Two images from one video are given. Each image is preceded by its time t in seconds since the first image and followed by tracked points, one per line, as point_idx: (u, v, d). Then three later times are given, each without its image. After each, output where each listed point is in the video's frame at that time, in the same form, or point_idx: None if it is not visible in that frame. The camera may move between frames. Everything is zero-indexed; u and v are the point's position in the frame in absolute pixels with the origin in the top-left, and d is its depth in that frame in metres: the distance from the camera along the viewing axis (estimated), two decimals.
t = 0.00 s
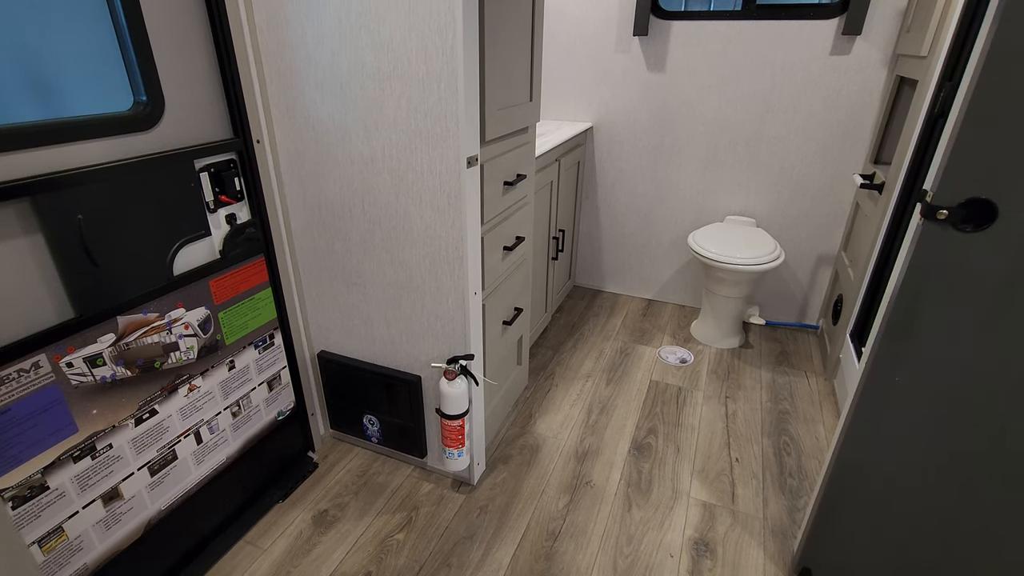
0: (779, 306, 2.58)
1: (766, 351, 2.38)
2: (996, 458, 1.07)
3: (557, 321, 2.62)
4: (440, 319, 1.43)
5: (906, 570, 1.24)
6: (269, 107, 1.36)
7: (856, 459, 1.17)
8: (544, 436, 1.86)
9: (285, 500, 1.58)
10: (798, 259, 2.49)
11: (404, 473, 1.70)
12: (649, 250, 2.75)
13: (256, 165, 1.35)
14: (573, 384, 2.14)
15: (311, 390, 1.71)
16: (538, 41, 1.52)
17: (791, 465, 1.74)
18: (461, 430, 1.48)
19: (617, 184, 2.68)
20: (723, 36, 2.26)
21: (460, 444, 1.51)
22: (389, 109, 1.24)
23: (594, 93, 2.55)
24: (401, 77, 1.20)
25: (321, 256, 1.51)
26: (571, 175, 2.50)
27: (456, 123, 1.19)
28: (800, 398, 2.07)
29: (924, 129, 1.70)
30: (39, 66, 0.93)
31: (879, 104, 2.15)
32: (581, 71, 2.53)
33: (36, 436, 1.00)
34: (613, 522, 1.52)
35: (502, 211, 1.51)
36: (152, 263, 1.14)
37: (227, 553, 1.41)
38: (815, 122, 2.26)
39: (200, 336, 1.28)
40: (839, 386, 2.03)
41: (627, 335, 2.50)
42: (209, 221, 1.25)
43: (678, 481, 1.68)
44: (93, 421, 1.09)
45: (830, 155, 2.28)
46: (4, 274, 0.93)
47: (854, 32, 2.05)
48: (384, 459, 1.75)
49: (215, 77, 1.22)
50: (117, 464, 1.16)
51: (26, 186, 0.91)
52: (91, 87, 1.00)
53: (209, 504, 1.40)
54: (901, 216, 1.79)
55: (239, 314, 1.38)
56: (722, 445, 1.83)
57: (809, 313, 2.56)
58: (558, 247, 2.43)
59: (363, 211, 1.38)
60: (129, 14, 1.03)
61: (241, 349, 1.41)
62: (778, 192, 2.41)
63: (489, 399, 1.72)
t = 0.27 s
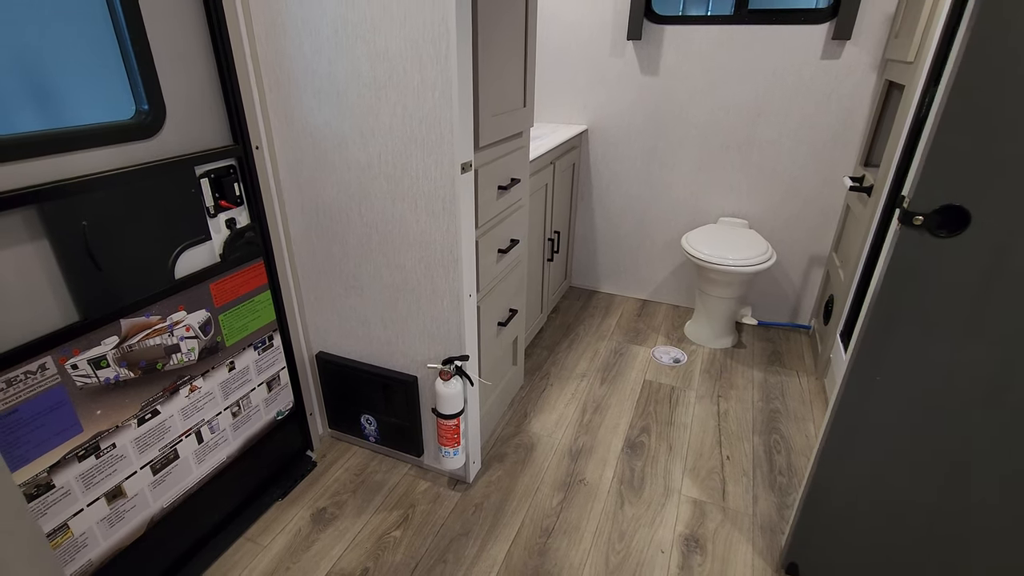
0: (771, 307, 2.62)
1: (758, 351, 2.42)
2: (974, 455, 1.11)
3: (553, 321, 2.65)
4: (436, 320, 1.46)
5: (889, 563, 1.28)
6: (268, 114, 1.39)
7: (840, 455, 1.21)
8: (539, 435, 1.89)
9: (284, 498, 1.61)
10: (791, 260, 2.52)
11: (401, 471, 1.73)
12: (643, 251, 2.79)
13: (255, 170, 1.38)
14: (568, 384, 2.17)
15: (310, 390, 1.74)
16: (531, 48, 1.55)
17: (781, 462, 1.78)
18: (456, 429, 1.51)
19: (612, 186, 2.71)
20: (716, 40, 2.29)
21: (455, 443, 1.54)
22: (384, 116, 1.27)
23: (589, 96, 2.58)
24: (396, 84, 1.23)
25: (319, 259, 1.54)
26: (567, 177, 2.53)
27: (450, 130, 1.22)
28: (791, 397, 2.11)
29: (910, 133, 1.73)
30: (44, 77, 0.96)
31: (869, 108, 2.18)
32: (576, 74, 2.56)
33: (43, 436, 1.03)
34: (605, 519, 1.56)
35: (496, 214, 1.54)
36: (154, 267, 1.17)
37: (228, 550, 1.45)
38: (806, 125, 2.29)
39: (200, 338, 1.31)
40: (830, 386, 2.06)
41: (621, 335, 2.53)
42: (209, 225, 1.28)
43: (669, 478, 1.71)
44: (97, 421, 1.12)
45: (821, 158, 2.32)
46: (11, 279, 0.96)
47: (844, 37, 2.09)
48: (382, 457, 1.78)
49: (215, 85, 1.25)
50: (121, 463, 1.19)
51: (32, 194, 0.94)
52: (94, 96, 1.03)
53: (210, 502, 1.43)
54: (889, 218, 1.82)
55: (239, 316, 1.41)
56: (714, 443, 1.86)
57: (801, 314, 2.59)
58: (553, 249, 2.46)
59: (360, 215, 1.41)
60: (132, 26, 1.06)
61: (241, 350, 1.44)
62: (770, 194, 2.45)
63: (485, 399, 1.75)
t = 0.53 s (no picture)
0: (762, 307, 2.65)
1: (749, 351, 2.45)
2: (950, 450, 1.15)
3: (546, 322, 2.68)
4: (429, 322, 1.49)
5: (871, 556, 1.31)
6: (264, 120, 1.42)
7: (822, 452, 1.24)
8: (532, 434, 1.92)
9: (281, 497, 1.64)
10: (781, 261, 2.56)
11: (396, 471, 1.76)
12: (636, 252, 2.82)
13: (251, 176, 1.41)
14: (561, 384, 2.20)
15: (306, 391, 1.76)
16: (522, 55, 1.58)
17: (769, 460, 1.81)
18: (450, 429, 1.54)
19: (605, 188, 2.74)
20: (706, 44, 2.32)
21: (449, 442, 1.56)
22: (377, 123, 1.30)
23: (582, 99, 2.61)
24: (389, 92, 1.26)
25: (315, 262, 1.57)
26: (560, 179, 2.56)
27: (442, 137, 1.25)
28: (780, 396, 2.14)
29: (894, 137, 1.77)
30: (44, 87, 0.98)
31: (856, 111, 2.22)
32: (569, 78, 2.59)
33: (44, 436, 1.05)
34: (596, 517, 1.59)
35: (488, 218, 1.57)
36: (152, 271, 1.20)
37: (225, 549, 1.47)
38: (795, 128, 2.32)
39: (198, 340, 1.34)
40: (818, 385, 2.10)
41: (614, 335, 2.57)
42: (206, 230, 1.31)
43: (660, 476, 1.74)
44: (96, 422, 1.15)
45: (810, 160, 2.35)
46: (12, 285, 0.98)
47: (831, 42, 2.12)
48: (377, 457, 1.81)
49: (211, 92, 1.27)
50: (120, 463, 1.21)
51: (33, 201, 0.96)
52: (92, 105, 1.06)
53: (208, 501, 1.46)
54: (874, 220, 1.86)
55: (236, 319, 1.44)
56: (704, 442, 1.89)
57: (791, 314, 2.63)
58: (546, 250, 2.49)
59: (355, 220, 1.44)
60: (129, 36, 1.08)
61: (238, 352, 1.46)
62: (761, 196, 2.48)
63: (478, 399, 1.78)
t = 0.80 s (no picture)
0: (748, 310, 2.70)
1: (735, 353, 2.49)
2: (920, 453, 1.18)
3: (537, 326, 2.72)
4: (418, 329, 1.52)
5: (847, 555, 1.35)
6: (254, 132, 1.44)
7: (798, 454, 1.28)
8: (521, 437, 1.95)
9: (273, 502, 1.66)
10: (766, 265, 2.60)
11: (387, 475, 1.78)
12: (625, 256, 2.86)
13: (242, 186, 1.43)
14: (550, 387, 2.24)
15: (297, 396, 1.79)
16: (508, 66, 1.62)
17: (753, 461, 1.85)
18: (439, 433, 1.57)
19: (593, 193, 2.78)
20: (691, 53, 2.36)
21: (438, 447, 1.59)
22: (366, 135, 1.33)
23: (570, 106, 2.64)
24: (377, 106, 1.29)
25: (305, 270, 1.60)
26: (549, 185, 2.59)
27: (428, 149, 1.28)
28: (765, 398, 2.18)
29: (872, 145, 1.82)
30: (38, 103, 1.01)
31: (837, 118, 2.26)
32: (558, 85, 2.63)
33: (38, 445, 1.08)
34: (583, 518, 1.62)
35: (476, 226, 1.60)
36: (144, 281, 1.22)
37: (217, 553, 1.49)
38: (779, 134, 2.37)
39: (189, 349, 1.36)
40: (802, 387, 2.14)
41: (603, 339, 2.60)
42: (197, 240, 1.33)
43: (646, 478, 1.78)
44: (89, 430, 1.17)
45: (793, 166, 2.40)
46: (6, 297, 1.00)
47: (812, 51, 2.17)
48: (368, 461, 1.83)
49: (202, 106, 1.30)
50: (113, 470, 1.23)
51: (27, 215, 0.99)
52: (85, 120, 1.08)
53: (200, 506, 1.48)
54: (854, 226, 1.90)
55: (227, 327, 1.46)
56: (689, 444, 1.93)
57: (777, 316, 2.67)
58: (536, 256, 2.52)
59: (344, 229, 1.47)
60: (121, 53, 1.11)
61: (230, 359, 1.49)
62: (746, 201, 2.53)
63: (467, 403, 1.81)
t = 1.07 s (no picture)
0: (731, 315, 2.75)
1: (718, 358, 2.55)
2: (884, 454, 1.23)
3: (524, 332, 2.75)
4: (403, 337, 1.55)
5: (820, 554, 1.40)
6: (242, 146, 1.48)
7: (771, 457, 1.32)
8: (507, 442, 1.99)
9: (261, 509, 1.69)
10: (748, 271, 2.66)
11: (375, 481, 1.81)
12: (610, 263, 2.90)
13: (230, 200, 1.46)
14: (536, 393, 2.27)
15: (285, 404, 1.81)
16: (490, 80, 1.66)
17: (733, 464, 1.90)
18: (425, 439, 1.60)
19: (579, 201, 2.83)
20: (672, 64, 2.42)
21: (424, 453, 1.62)
22: (350, 150, 1.37)
23: (555, 115, 2.69)
24: (361, 122, 1.32)
25: (293, 281, 1.63)
26: (534, 194, 2.64)
27: (411, 164, 1.32)
28: (746, 402, 2.23)
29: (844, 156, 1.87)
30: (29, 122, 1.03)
31: (814, 128, 2.33)
32: (543, 95, 2.68)
33: (28, 456, 1.10)
34: (567, 521, 1.66)
35: (460, 237, 1.64)
36: (133, 294, 1.25)
37: (206, 560, 1.51)
38: (758, 144, 2.43)
39: (178, 359, 1.39)
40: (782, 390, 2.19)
41: (589, 344, 2.65)
42: (185, 253, 1.36)
43: (629, 481, 1.82)
44: (79, 441, 1.19)
45: (772, 174, 2.46)
46: None
47: (788, 63, 2.23)
48: (356, 468, 1.86)
49: (190, 122, 1.33)
50: (102, 479, 1.26)
51: (18, 232, 1.01)
52: (75, 139, 1.11)
53: (189, 514, 1.50)
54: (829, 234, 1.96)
55: (216, 337, 1.49)
56: (672, 447, 1.97)
57: (759, 321, 2.73)
58: (522, 263, 2.56)
59: (331, 240, 1.50)
60: (110, 73, 1.14)
61: (218, 369, 1.51)
62: (727, 208, 2.58)
63: (454, 410, 1.85)
